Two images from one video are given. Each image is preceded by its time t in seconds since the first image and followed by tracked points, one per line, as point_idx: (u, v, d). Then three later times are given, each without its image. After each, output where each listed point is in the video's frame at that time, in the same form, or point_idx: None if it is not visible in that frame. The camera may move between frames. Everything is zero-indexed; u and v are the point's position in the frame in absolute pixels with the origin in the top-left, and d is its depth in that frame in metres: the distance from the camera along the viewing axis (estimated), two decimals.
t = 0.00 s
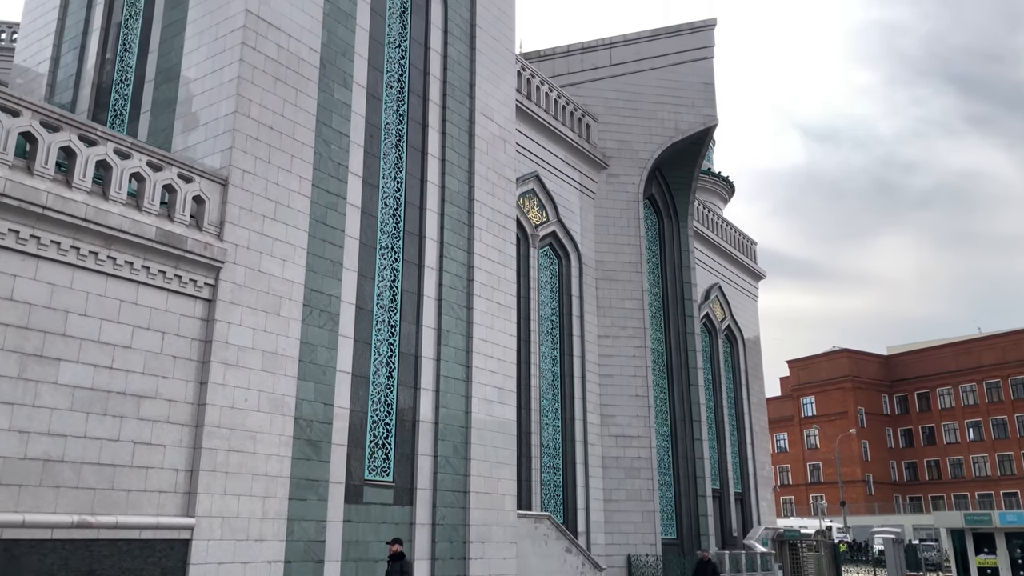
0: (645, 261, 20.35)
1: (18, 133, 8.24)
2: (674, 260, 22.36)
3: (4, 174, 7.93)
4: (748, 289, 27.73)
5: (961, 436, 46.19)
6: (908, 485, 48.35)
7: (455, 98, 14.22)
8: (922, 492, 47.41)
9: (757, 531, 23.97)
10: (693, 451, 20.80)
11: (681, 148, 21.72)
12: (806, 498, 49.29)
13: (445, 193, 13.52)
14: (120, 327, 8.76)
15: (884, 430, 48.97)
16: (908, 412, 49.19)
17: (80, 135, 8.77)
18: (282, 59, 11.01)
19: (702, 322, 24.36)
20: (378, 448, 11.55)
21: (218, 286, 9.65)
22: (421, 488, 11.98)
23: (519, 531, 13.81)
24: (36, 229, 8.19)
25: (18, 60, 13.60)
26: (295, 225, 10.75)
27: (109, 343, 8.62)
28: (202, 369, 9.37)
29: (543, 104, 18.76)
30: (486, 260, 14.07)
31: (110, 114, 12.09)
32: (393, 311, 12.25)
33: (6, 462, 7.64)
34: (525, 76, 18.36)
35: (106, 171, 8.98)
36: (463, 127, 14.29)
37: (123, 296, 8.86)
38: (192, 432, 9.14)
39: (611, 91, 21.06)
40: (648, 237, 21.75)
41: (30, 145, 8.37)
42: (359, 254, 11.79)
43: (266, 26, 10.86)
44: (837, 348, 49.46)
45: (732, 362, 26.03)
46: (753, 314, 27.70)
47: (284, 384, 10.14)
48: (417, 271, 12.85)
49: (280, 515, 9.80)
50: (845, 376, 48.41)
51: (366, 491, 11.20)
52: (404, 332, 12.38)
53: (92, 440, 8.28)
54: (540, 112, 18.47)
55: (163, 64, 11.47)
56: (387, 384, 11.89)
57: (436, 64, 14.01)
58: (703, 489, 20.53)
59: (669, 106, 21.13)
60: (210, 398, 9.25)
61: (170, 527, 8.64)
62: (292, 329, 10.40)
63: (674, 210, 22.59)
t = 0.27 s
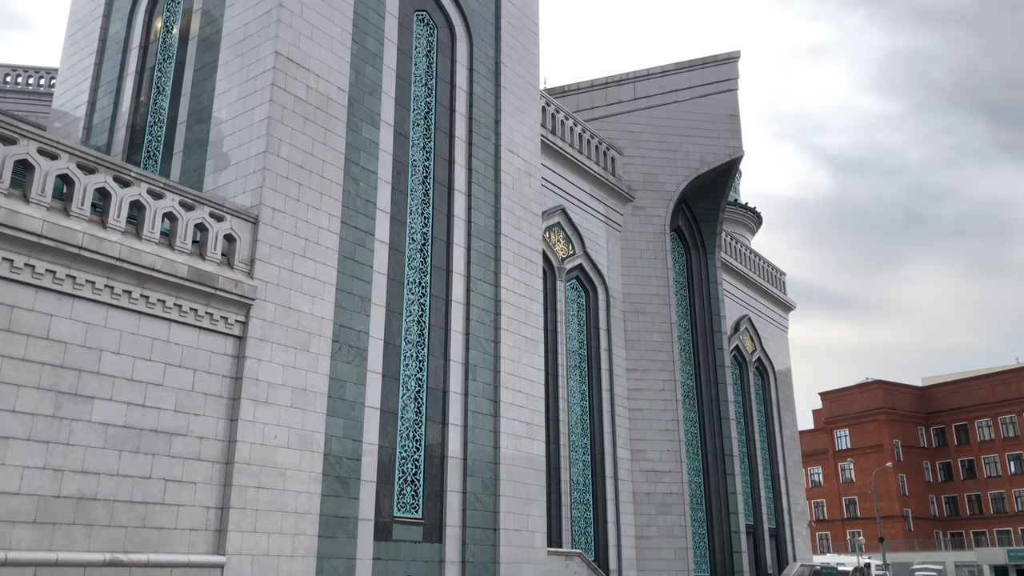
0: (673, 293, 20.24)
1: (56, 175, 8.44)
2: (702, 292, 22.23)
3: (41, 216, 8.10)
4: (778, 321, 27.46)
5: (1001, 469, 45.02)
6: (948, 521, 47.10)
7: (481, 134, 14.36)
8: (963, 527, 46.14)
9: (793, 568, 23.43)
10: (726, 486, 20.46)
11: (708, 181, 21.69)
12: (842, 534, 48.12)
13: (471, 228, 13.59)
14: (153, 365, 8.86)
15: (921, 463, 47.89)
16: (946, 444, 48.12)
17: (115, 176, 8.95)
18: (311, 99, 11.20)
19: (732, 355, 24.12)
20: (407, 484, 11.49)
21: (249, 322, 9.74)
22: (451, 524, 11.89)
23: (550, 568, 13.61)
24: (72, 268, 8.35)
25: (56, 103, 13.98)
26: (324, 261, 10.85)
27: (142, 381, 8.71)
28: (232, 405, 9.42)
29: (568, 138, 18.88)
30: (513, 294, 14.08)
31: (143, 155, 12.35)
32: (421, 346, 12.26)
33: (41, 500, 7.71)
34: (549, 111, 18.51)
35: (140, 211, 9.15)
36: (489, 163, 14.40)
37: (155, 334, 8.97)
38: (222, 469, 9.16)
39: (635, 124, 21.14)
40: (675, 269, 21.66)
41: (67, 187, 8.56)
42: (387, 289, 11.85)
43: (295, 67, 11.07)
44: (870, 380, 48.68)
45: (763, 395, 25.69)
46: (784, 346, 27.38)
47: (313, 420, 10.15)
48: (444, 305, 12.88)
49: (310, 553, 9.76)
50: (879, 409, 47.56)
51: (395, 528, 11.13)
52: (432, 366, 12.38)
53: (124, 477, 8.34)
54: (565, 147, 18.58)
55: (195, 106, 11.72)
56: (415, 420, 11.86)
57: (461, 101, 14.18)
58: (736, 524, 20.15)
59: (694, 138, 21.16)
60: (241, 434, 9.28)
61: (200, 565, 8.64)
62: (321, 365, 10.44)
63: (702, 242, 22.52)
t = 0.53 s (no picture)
0: (699, 325, 20.09)
1: (88, 216, 8.59)
2: (728, 323, 22.06)
3: (73, 255, 8.24)
4: (807, 352, 27.13)
5: None
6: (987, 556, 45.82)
7: (504, 168, 14.45)
8: (1004, 563, 44.84)
9: None
10: (757, 521, 20.10)
11: (733, 212, 21.63)
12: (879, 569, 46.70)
13: (495, 261, 13.62)
14: (181, 402, 8.91)
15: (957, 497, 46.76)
16: (983, 477, 46.99)
17: (145, 216, 9.09)
18: (336, 137, 11.35)
19: (760, 387, 23.84)
20: (433, 520, 11.41)
21: (275, 358, 9.79)
22: (477, 561, 11.76)
23: None
24: (103, 307, 8.46)
25: (89, 144, 14.29)
26: (350, 297, 10.91)
27: (170, 418, 8.77)
28: (259, 442, 9.45)
29: (591, 170, 18.94)
30: (538, 327, 14.05)
31: (172, 194, 12.56)
32: (446, 380, 12.24)
33: (69, 537, 7.74)
34: (571, 144, 18.61)
35: (170, 249, 9.27)
36: (512, 196, 14.46)
37: (184, 370, 9.04)
38: (249, 506, 9.16)
39: (658, 156, 21.18)
40: (701, 300, 21.53)
41: (98, 227, 8.71)
42: (412, 324, 11.88)
43: (321, 105, 11.24)
44: (903, 411, 47.81)
45: (793, 427, 25.32)
46: (813, 378, 27.02)
47: (339, 456, 10.13)
48: (469, 339, 12.87)
49: None
50: (912, 441, 46.63)
51: (422, 565, 11.03)
52: (457, 400, 12.34)
53: (152, 514, 8.37)
54: (588, 180, 18.64)
55: (223, 145, 11.93)
56: (441, 455, 11.80)
57: (484, 136, 14.30)
58: (768, 560, 19.74)
59: (717, 169, 21.14)
60: (267, 471, 9.28)
61: None
62: (347, 400, 10.45)
63: (727, 273, 22.39)
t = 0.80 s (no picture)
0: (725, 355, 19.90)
1: (116, 253, 8.71)
2: (754, 353, 21.84)
3: (102, 293, 8.35)
4: (835, 381, 26.77)
5: None
6: None
7: (526, 200, 14.51)
8: None
9: None
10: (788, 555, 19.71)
11: (756, 240, 21.52)
12: None
13: (518, 293, 13.61)
14: (207, 437, 8.94)
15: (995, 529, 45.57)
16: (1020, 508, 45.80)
17: (173, 253, 9.20)
18: (360, 172, 11.46)
19: (789, 417, 23.51)
20: (458, 556, 11.29)
21: (300, 393, 9.81)
22: None
23: None
24: (131, 343, 8.54)
25: (118, 183, 14.54)
26: (374, 331, 10.93)
27: (196, 453, 8.79)
28: (285, 477, 9.44)
29: (612, 201, 18.97)
30: (562, 359, 13.99)
31: (199, 231, 12.72)
32: (470, 414, 12.19)
33: None
34: (593, 176, 18.65)
35: (196, 285, 9.37)
36: (534, 228, 14.49)
37: (210, 406, 9.08)
38: (274, 541, 9.13)
39: (681, 186, 21.18)
40: (726, 330, 21.35)
41: (127, 264, 8.82)
42: (435, 357, 11.87)
43: (345, 141, 11.38)
44: (935, 441, 46.86)
45: (823, 458, 24.90)
46: (842, 408, 26.61)
47: (364, 491, 10.09)
48: (493, 372, 12.83)
49: None
50: (946, 472, 45.62)
51: None
52: (481, 433, 12.27)
53: (179, 551, 8.36)
54: (610, 211, 18.65)
55: (248, 182, 12.09)
56: (466, 489, 11.72)
57: (506, 169, 14.38)
58: None
59: (739, 199, 21.05)
60: (293, 506, 9.25)
61: None
62: (372, 435, 10.42)
63: (752, 302, 22.22)
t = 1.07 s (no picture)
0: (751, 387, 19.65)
1: (143, 292, 8.80)
2: (781, 385, 21.57)
3: (129, 331, 8.43)
4: (864, 412, 26.34)
5: None
6: None
7: (547, 233, 14.53)
8: None
9: None
10: None
11: (780, 271, 21.36)
12: None
13: (540, 326, 13.58)
14: (232, 475, 8.94)
15: None
16: None
17: (199, 290, 9.28)
18: (383, 208, 11.55)
19: (817, 449, 23.13)
20: None
21: (325, 429, 9.80)
22: None
23: None
24: (157, 381, 8.60)
25: (145, 223, 14.76)
26: (397, 366, 10.93)
27: (222, 491, 8.78)
28: (309, 514, 9.40)
29: (634, 233, 18.95)
30: (585, 393, 13.90)
31: (224, 269, 12.84)
32: (494, 449, 12.10)
33: None
34: (613, 208, 18.69)
35: (222, 323, 9.44)
36: (556, 261, 14.49)
37: (235, 443, 9.10)
38: None
39: (702, 217, 21.21)
40: (751, 362, 21.13)
41: (153, 302, 8.92)
42: (459, 392, 11.82)
43: (367, 178, 11.49)
44: (969, 473, 45.80)
45: (853, 492, 24.43)
46: (871, 439, 26.15)
47: (389, 528, 10.01)
48: (516, 406, 12.75)
49: None
50: (982, 504, 44.51)
51: None
52: (506, 469, 12.18)
53: None
54: (632, 243, 18.65)
55: (273, 220, 12.22)
56: (490, 526, 11.60)
57: (527, 203, 14.44)
58: None
59: (761, 229, 20.89)
60: (317, 544, 9.19)
61: None
62: (396, 471, 10.37)
63: (777, 333, 22.00)
